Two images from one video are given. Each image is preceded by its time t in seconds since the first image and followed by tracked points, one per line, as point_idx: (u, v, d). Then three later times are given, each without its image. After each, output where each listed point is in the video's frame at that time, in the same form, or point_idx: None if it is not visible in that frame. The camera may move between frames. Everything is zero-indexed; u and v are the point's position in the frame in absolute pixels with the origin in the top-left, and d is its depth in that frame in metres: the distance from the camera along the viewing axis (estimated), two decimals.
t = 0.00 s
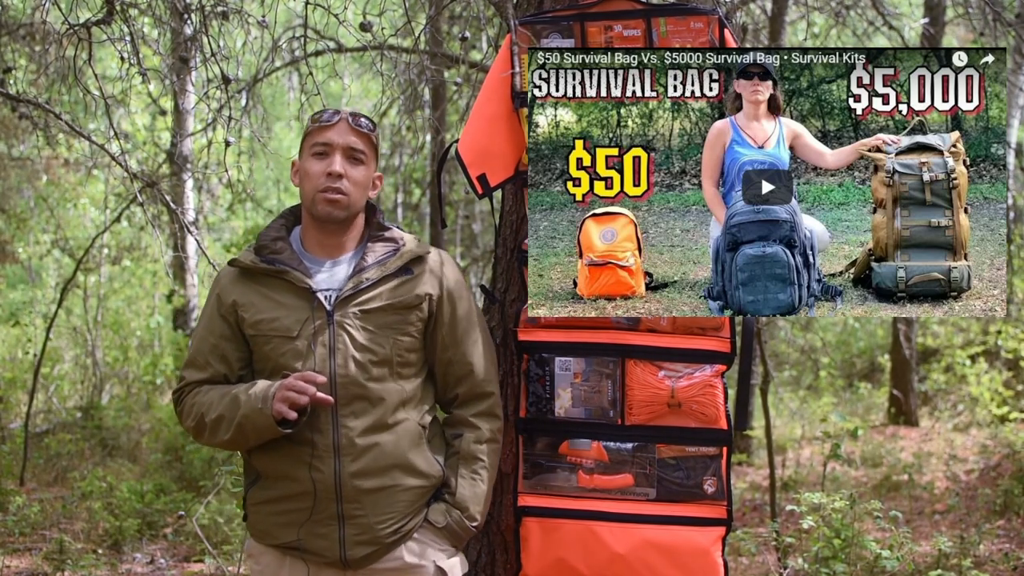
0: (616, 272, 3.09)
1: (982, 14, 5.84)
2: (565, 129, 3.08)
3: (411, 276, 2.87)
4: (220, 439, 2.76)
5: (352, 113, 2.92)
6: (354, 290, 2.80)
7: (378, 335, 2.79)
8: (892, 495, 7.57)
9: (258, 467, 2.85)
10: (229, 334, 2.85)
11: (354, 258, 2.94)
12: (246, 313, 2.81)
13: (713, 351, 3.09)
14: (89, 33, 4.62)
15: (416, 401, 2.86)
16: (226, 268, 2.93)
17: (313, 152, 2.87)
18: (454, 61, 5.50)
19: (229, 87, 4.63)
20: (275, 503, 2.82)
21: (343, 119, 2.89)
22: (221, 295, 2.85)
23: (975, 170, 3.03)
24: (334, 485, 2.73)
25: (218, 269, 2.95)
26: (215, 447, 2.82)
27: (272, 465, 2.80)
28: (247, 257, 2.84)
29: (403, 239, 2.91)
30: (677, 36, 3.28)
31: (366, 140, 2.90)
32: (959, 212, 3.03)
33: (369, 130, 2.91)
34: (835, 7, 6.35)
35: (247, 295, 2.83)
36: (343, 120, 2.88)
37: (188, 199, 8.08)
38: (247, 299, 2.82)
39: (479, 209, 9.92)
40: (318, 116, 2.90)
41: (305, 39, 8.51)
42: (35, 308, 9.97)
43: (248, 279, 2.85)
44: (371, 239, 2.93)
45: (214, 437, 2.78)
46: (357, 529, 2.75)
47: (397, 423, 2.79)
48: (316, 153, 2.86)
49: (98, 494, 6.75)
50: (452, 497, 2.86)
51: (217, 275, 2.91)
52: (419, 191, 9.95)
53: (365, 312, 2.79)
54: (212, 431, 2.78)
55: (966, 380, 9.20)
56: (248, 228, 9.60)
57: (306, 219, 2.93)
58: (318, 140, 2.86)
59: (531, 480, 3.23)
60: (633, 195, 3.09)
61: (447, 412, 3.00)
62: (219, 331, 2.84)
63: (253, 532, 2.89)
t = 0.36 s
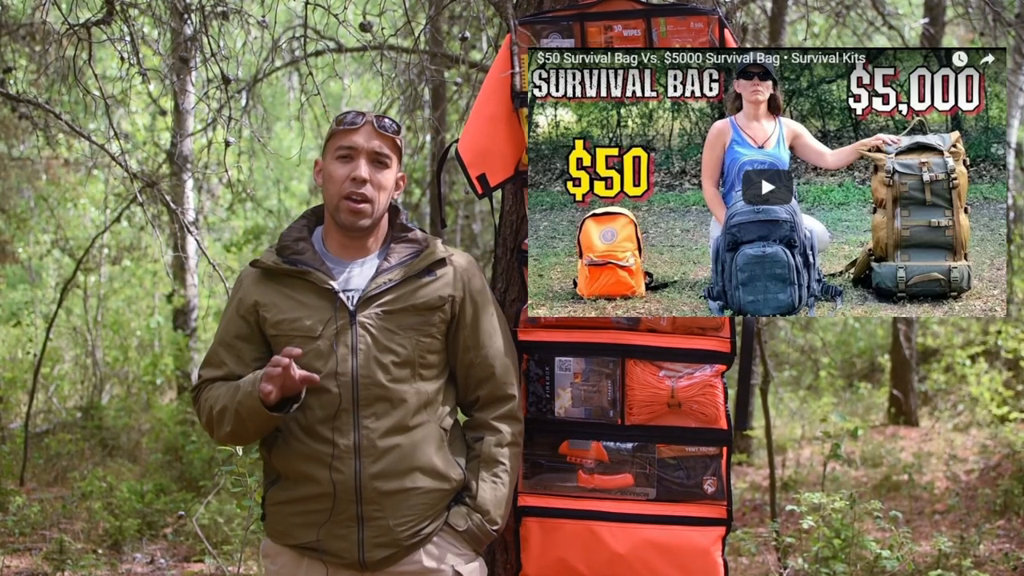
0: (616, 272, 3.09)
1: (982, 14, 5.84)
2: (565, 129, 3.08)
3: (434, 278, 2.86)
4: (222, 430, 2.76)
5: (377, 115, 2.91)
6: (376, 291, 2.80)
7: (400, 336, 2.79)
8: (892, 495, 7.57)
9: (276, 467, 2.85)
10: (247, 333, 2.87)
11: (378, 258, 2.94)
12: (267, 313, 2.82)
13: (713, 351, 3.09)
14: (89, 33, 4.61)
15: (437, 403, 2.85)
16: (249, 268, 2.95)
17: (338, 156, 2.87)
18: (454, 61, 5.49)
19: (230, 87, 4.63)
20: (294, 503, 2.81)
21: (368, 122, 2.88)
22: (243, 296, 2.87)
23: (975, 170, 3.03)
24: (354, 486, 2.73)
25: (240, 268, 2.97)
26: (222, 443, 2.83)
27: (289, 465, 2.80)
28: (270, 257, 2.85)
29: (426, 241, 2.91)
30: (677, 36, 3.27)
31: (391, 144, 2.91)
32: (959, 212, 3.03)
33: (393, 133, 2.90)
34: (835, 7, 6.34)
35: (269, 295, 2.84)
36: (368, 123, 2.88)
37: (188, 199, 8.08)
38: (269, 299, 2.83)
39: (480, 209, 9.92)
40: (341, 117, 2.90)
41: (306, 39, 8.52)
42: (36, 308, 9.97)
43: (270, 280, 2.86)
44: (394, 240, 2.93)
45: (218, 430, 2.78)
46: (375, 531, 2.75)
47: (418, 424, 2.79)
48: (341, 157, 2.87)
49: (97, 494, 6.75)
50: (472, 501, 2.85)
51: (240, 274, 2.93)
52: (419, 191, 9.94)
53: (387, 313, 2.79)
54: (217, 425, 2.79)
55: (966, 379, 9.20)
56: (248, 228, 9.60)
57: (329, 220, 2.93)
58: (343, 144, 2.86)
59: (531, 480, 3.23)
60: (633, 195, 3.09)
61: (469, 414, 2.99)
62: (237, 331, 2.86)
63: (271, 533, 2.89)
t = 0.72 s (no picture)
0: (616, 272, 3.09)
1: (982, 15, 5.84)
2: (565, 129, 3.08)
3: (436, 280, 2.86)
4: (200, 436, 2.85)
5: (380, 119, 2.91)
6: (377, 291, 2.80)
7: (400, 337, 2.80)
8: (892, 495, 7.57)
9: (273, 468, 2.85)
10: (248, 335, 2.86)
11: (382, 259, 2.93)
12: (271, 313, 2.82)
13: (714, 351, 3.10)
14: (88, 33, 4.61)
15: (436, 405, 2.85)
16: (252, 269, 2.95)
17: (341, 160, 2.87)
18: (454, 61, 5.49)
19: (230, 87, 4.63)
20: (290, 502, 2.80)
21: (371, 126, 2.88)
22: (245, 296, 2.87)
23: (975, 170, 3.03)
24: (350, 486, 2.72)
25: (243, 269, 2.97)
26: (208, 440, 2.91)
27: (285, 465, 2.79)
28: (272, 257, 2.87)
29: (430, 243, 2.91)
30: (677, 36, 3.27)
31: (394, 148, 2.90)
32: (959, 212, 3.03)
33: (395, 137, 2.90)
34: (835, 7, 6.34)
35: (273, 296, 2.85)
36: (371, 127, 2.88)
37: (188, 199, 8.08)
38: (272, 300, 2.84)
39: (480, 209, 9.92)
40: (344, 122, 2.90)
41: (306, 39, 8.52)
42: (36, 309, 9.97)
43: (274, 281, 2.87)
44: (396, 241, 2.92)
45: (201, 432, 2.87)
46: (371, 532, 2.74)
47: (416, 426, 2.79)
48: (344, 162, 2.86)
49: (97, 494, 6.75)
50: (470, 503, 2.84)
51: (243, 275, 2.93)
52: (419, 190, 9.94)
53: (388, 314, 2.80)
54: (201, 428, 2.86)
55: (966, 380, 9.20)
56: (248, 228, 9.61)
57: (332, 223, 2.93)
58: (346, 148, 2.86)
59: (531, 480, 3.23)
60: (633, 195, 3.09)
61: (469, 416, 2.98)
62: (238, 331, 2.86)
63: (267, 532, 2.89)
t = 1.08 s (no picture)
0: (616, 272, 3.08)
1: (982, 14, 5.83)
2: (565, 129, 3.08)
3: (424, 281, 2.87)
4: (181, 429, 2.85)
5: (365, 121, 2.89)
6: (366, 292, 2.80)
7: (388, 338, 2.80)
8: (892, 495, 7.57)
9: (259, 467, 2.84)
10: (233, 332, 2.86)
11: (370, 259, 2.94)
12: (258, 312, 2.82)
13: (714, 351, 3.10)
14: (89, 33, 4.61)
15: (422, 406, 2.85)
16: (239, 267, 2.95)
17: (327, 166, 2.86)
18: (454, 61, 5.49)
19: (229, 88, 4.63)
20: (276, 502, 2.80)
21: (356, 131, 2.87)
22: (233, 295, 2.87)
23: (975, 170, 3.03)
24: (336, 487, 2.72)
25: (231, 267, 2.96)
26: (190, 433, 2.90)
27: (272, 465, 2.79)
28: (261, 256, 2.86)
29: (419, 244, 2.91)
30: (677, 36, 3.28)
31: (380, 150, 2.89)
32: (959, 212, 3.03)
33: (381, 140, 2.89)
34: (835, 6, 6.33)
35: (260, 295, 2.85)
36: (355, 131, 2.86)
37: (187, 199, 8.07)
38: (259, 299, 2.84)
39: (480, 209, 9.92)
40: (330, 126, 2.88)
41: (305, 38, 8.52)
42: (36, 309, 9.97)
43: (261, 280, 2.87)
44: (387, 242, 2.93)
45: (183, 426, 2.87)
46: (357, 532, 2.74)
47: (402, 427, 2.79)
48: (330, 166, 2.85)
49: (98, 494, 6.76)
50: (455, 503, 2.84)
51: (231, 273, 2.93)
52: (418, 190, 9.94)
53: (376, 315, 2.80)
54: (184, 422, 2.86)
55: (966, 380, 9.20)
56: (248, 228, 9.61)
57: (321, 226, 2.93)
58: (331, 153, 2.85)
59: (530, 480, 3.23)
60: (633, 195, 3.09)
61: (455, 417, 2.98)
62: (224, 329, 2.86)
63: (254, 532, 2.88)
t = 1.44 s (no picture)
0: (616, 272, 3.08)
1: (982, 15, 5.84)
2: (565, 129, 3.08)
3: (410, 284, 2.88)
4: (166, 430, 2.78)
5: (349, 117, 2.89)
6: (355, 294, 2.80)
7: (375, 341, 2.80)
8: (892, 495, 7.57)
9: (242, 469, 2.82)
10: (217, 332, 2.84)
11: (355, 261, 2.93)
12: (243, 312, 2.80)
13: (714, 351, 3.10)
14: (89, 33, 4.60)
15: (404, 408, 2.87)
16: (222, 265, 2.93)
17: (312, 162, 2.85)
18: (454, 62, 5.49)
19: (230, 87, 4.62)
20: (260, 504, 2.79)
21: (340, 126, 2.86)
22: (217, 294, 2.85)
23: (976, 170, 3.03)
24: (322, 488, 2.71)
25: (214, 264, 2.94)
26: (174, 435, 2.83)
27: (256, 466, 2.77)
28: (246, 255, 2.84)
29: (405, 248, 2.93)
30: (677, 36, 3.28)
31: (364, 145, 2.89)
32: (959, 212, 3.03)
33: (365, 135, 2.89)
34: (835, 6, 6.33)
35: (245, 295, 2.83)
36: (340, 127, 2.86)
37: (187, 199, 8.07)
38: (245, 298, 2.82)
39: (480, 209, 9.92)
40: (314, 123, 2.87)
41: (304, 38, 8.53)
42: (36, 309, 9.97)
43: (246, 279, 2.85)
44: (372, 245, 2.93)
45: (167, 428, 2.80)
46: (343, 533, 2.74)
47: (387, 429, 2.80)
48: (315, 163, 2.84)
49: (97, 494, 6.76)
50: (439, 503, 2.87)
51: (215, 271, 2.91)
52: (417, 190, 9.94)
53: (364, 318, 2.80)
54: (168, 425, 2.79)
55: (966, 380, 9.20)
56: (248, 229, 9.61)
57: (306, 224, 2.92)
58: (316, 149, 2.84)
59: (530, 480, 3.23)
60: (633, 195, 3.09)
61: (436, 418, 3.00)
62: (207, 328, 2.84)
63: (236, 533, 2.87)
